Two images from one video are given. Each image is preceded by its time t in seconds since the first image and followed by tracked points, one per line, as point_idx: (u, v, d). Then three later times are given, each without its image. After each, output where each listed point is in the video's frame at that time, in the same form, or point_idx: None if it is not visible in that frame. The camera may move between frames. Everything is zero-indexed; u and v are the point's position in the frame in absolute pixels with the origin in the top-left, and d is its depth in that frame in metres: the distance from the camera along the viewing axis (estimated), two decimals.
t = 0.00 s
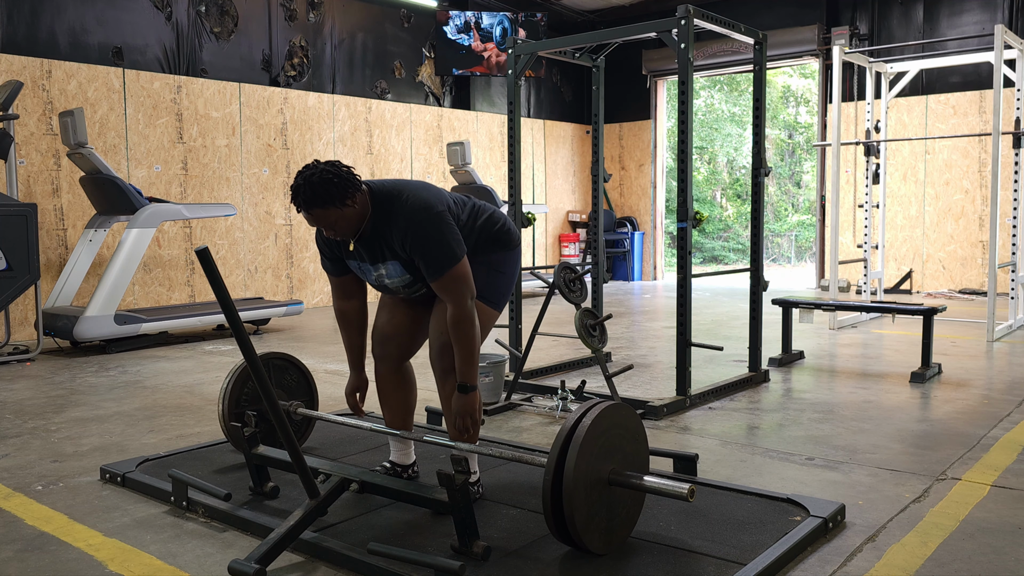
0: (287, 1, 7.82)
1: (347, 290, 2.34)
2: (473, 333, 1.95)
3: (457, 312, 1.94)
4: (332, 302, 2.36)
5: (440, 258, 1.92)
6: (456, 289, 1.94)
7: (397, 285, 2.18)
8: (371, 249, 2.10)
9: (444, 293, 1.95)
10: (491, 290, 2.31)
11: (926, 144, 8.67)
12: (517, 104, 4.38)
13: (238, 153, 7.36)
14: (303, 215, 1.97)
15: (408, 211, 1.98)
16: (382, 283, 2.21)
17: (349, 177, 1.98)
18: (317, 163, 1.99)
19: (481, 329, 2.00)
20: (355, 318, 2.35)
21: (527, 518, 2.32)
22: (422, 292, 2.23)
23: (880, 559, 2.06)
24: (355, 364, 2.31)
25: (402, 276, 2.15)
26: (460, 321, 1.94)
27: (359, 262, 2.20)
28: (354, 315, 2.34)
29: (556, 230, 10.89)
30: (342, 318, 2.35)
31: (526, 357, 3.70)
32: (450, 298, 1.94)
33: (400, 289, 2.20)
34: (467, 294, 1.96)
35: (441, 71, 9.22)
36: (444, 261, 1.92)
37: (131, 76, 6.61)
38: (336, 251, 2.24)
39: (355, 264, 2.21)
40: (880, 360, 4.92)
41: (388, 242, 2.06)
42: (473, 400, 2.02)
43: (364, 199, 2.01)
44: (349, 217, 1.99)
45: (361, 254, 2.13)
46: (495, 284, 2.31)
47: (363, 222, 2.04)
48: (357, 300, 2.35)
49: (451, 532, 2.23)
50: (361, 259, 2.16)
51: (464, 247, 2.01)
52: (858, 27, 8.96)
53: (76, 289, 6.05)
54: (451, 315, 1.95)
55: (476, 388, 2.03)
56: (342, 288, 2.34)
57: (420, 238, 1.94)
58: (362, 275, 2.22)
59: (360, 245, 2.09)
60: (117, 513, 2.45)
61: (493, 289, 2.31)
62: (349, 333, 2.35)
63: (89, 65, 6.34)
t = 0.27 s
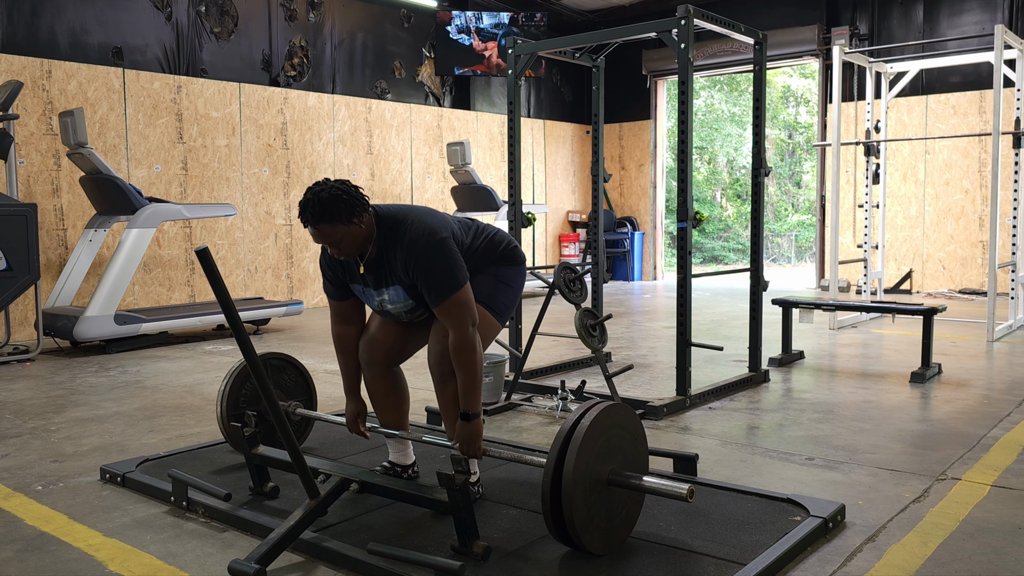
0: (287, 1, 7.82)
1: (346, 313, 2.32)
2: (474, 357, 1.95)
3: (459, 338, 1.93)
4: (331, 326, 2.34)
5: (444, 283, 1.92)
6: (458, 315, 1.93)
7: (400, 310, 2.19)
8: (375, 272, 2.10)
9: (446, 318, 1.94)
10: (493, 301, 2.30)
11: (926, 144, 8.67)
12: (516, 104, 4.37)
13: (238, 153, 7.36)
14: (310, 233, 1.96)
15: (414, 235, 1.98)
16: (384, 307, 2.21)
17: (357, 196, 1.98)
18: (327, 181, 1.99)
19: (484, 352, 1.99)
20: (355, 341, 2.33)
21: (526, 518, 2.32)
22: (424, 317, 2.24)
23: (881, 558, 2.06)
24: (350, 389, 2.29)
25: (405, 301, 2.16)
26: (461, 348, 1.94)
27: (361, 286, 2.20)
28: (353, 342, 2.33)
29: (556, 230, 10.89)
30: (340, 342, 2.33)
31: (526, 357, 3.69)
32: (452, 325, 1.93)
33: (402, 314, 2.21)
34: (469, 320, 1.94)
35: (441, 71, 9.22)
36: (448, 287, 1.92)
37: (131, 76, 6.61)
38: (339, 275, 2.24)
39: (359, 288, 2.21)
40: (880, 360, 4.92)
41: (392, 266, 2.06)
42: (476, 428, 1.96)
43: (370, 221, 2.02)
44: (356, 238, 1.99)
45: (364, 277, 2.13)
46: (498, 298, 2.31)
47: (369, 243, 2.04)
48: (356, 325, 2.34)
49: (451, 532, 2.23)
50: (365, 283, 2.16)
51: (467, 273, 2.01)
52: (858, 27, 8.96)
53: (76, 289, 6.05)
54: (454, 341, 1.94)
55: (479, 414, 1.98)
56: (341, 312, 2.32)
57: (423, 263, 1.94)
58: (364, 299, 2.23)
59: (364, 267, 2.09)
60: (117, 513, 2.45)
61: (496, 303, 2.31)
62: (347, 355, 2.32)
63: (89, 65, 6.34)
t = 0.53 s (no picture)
0: (287, 1, 7.82)
1: (347, 323, 2.33)
2: (472, 371, 1.95)
3: (457, 350, 1.94)
4: (331, 335, 2.34)
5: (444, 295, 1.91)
6: (457, 328, 1.93)
7: (404, 319, 2.19)
8: (379, 282, 2.10)
9: (444, 331, 1.94)
10: (494, 303, 2.30)
11: (926, 144, 8.67)
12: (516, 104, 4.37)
13: (238, 153, 7.36)
14: (316, 238, 1.97)
15: (417, 246, 1.97)
16: (388, 317, 2.21)
17: (364, 204, 1.99)
18: (335, 187, 2.00)
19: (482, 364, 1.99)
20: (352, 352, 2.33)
21: (526, 518, 2.32)
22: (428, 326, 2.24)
23: (881, 558, 2.06)
24: (349, 397, 2.29)
25: (408, 311, 2.16)
26: (459, 362, 1.94)
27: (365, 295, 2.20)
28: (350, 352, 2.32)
29: (556, 230, 10.89)
30: (338, 351, 2.33)
31: (526, 357, 3.69)
32: (451, 338, 1.93)
33: (407, 323, 2.21)
34: (468, 333, 1.95)
35: (441, 71, 9.23)
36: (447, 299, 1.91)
37: (131, 76, 6.61)
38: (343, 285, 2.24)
39: (362, 297, 2.21)
40: (880, 360, 4.92)
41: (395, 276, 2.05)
42: (475, 441, 1.99)
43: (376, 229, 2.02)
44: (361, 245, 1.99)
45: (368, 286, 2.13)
46: (499, 299, 2.31)
47: (373, 252, 2.04)
48: (354, 335, 2.34)
49: (451, 531, 2.23)
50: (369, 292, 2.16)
51: (468, 284, 2.00)
52: (858, 27, 8.96)
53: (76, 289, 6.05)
54: (451, 355, 1.95)
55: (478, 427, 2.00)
56: (340, 320, 2.32)
57: (424, 274, 1.93)
58: (368, 309, 2.22)
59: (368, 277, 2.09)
60: (117, 513, 2.45)
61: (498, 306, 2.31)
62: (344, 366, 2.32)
63: (89, 65, 6.34)
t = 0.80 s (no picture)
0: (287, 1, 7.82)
1: (354, 306, 2.32)
2: (473, 353, 1.97)
3: (459, 333, 1.95)
4: (337, 319, 2.33)
5: (446, 276, 1.95)
6: (459, 309, 1.97)
7: (404, 301, 2.17)
8: (379, 262, 2.10)
9: (445, 311, 1.97)
10: (496, 291, 2.31)
11: (926, 144, 8.67)
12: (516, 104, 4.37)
13: (238, 153, 7.36)
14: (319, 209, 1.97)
15: (420, 225, 1.99)
16: (388, 298, 2.20)
17: (369, 178, 2.00)
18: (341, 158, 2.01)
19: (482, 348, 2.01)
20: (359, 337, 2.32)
21: (527, 518, 2.32)
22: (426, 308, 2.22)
23: (880, 558, 2.06)
24: (351, 381, 2.29)
25: (408, 294, 2.14)
26: (461, 342, 1.96)
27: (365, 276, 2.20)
28: (359, 336, 2.31)
29: (556, 230, 10.89)
30: (346, 338, 2.30)
31: (526, 356, 3.69)
32: (454, 318, 1.96)
33: (407, 306, 2.19)
34: (470, 315, 1.98)
35: (440, 71, 9.23)
36: (449, 280, 1.95)
37: (131, 76, 6.61)
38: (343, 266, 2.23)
39: (362, 277, 2.20)
40: (880, 360, 4.92)
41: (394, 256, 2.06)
42: (476, 423, 1.98)
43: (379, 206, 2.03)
44: (364, 220, 1.99)
45: (367, 265, 2.13)
46: (499, 284, 2.31)
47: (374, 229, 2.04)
48: (362, 319, 2.33)
49: (451, 531, 2.23)
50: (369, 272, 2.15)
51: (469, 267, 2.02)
52: (858, 27, 8.96)
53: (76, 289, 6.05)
54: (453, 334, 1.97)
55: (478, 409, 1.99)
56: (347, 305, 2.32)
57: (426, 254, 1.95)
58: (367, 289, 2.22)
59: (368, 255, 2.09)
60: (117, 513, 2.45)
61: (498, 290, 2.31)
62: (351, 352, 2.30)
63: (89, 65, 6.34)
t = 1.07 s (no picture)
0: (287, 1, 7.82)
1: (351, 247, 2.35)
2: (476, 286, 2.01)
3: (463, 264, 1.99)
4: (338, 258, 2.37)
5: (447, 199, 1.99)
6: (462, 242, 2.00)
7: (393, 238, 2.16)
8: (374, 190, 2.11)
9: (450, 245, 2.01)
10: (497, 278, 2.31)
11: (926, 144, 8.67)
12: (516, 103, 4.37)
13: (238, 153, 7.36)
14: (329, 115, 2.04)
15: (423, 151, 2.05)
16: (378, 235, 2.19)
17: (382, 101, 2.09)
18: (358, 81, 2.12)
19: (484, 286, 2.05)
20: (358, 278, 2.37)
21: (527, 519, 2.32)
22: (415, 253, 2.21)
23: (881, 559, 2.06)
24: (353, 324, 2.33)
25: (399, 229, 2.13)
26: (465, 276, 2.00)
27: (360, 212, 2.21)
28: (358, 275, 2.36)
29: (556, 229, 10.88)
30: (346, 276, 2.36)
31: (526, 356, 3.70)
32: (457, 250, 2.00)
33: (395, 246, 2.19)
34: (474, 248, 2.02)
35: (440, 71, 9.24)
36: (452, 203, 1.99)
37: (131, 76, 6.60)
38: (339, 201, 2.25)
39: (355, 213, 2.21)
40: (880, 360, 4.91)
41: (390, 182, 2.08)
42: (477, 355, 1.99)
43: (385, 130, 2.09)
44: (369, 136, 2.05)
45: (363, 195, 2.15)
46: (497, 274, 2.31)
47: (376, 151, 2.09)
48: (361, 261, 2.36)
49: (451, 532, 2.23)
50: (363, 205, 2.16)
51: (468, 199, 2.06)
52: (858, 27, 8.95)
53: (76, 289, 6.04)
54: (457, 267, 2.00)
55: (479, 342, 2.00)
56: (346, 246, 2.35)
57: (428, 177, 2.00)
58: (359, 224, 2.22)
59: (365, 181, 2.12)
60: (117, 513, 2.45)
61: (498, 277, 2.31)
62: (351, 290, 2.37)
63: (89, 65, 6.34)
